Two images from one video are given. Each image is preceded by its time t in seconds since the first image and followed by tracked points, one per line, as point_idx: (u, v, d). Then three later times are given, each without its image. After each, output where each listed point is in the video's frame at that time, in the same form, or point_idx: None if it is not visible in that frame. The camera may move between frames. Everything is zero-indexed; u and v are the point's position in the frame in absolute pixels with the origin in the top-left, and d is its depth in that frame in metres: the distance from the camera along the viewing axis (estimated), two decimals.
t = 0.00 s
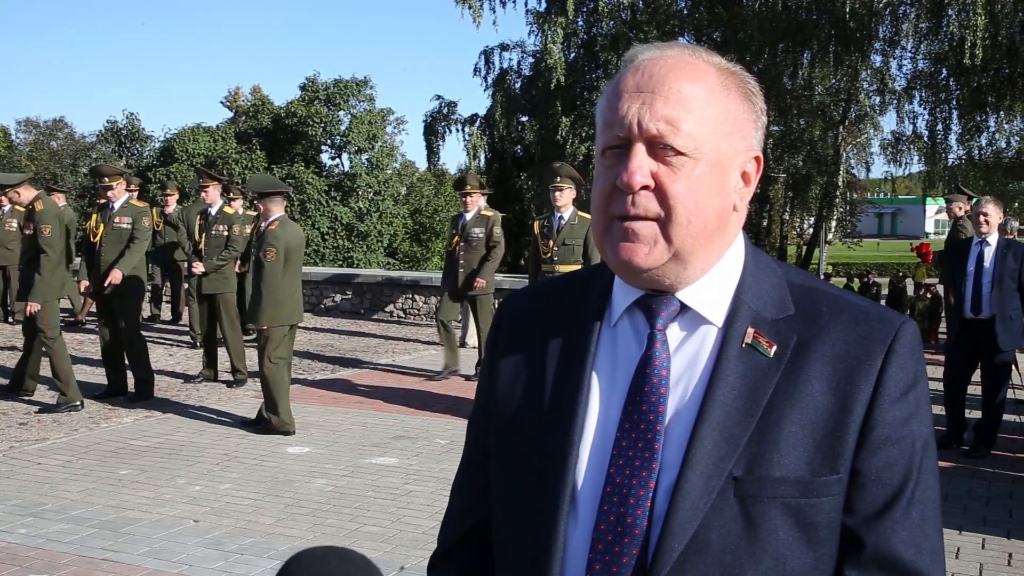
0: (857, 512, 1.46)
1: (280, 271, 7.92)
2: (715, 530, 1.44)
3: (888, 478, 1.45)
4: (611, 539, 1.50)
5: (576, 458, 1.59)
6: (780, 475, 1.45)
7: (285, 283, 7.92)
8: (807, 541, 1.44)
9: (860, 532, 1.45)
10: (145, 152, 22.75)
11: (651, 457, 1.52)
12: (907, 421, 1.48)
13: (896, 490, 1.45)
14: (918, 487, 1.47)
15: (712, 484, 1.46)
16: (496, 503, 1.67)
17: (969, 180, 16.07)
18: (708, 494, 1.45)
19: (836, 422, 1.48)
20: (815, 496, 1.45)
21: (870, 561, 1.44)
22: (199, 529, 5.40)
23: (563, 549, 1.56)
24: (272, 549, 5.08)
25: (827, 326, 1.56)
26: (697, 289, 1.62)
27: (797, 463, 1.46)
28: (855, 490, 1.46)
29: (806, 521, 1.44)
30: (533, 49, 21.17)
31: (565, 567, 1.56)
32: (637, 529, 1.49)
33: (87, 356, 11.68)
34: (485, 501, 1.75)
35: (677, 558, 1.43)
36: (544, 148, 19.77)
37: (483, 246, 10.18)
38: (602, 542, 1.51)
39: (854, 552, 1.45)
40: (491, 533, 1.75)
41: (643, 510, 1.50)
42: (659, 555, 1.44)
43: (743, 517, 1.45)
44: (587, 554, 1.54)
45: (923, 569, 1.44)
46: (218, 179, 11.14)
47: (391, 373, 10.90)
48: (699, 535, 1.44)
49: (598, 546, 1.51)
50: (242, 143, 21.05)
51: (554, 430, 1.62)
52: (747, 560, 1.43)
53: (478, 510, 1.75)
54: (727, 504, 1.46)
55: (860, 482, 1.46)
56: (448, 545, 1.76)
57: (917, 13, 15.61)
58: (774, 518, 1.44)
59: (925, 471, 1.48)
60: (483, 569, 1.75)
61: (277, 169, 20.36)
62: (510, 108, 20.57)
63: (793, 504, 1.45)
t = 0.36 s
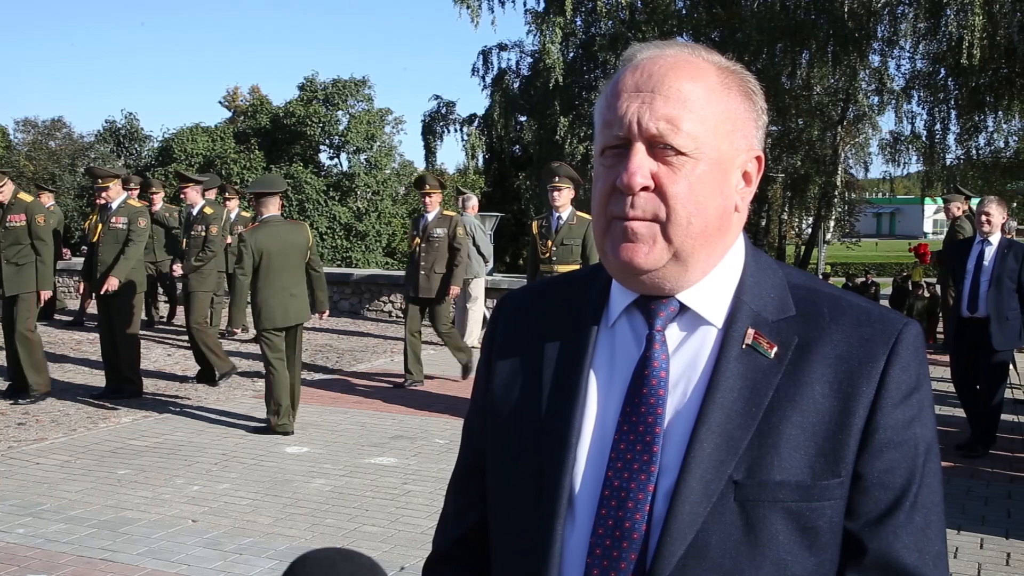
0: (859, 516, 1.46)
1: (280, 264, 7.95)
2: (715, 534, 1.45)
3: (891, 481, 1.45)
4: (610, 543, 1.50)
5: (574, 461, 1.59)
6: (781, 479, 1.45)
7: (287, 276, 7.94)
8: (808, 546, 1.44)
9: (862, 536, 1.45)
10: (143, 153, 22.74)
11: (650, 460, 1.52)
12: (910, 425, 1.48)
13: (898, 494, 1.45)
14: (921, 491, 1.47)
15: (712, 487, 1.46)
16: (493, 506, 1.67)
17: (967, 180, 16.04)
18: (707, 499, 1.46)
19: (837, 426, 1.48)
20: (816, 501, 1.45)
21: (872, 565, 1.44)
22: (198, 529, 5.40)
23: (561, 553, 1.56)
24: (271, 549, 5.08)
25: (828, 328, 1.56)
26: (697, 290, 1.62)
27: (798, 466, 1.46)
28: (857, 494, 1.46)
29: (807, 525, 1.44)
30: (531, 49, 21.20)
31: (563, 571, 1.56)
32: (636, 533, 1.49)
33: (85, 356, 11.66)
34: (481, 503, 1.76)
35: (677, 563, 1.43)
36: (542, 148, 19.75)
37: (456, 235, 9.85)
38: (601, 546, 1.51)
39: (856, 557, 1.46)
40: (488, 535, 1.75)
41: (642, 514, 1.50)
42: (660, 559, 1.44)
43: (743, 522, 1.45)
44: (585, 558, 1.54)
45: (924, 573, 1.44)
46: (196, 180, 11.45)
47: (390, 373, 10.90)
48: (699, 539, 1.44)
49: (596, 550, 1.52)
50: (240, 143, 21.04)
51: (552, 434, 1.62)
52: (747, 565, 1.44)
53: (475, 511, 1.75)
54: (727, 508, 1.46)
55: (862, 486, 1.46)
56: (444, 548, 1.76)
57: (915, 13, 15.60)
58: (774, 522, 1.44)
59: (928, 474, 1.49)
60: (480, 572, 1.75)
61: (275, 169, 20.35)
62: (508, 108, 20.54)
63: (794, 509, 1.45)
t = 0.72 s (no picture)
0: (863, 521, 1.46)
1: (279, 264, 7.93)
2: (717, 539, 1.45)
3: (894, 485, 1.45)
4: (610, 547, 1.50)
5: (574, 465, 1.59)
6: (784, 483, 1.46)
7: (286, 276, 7.94)
8: (811, 551, 1.44)
9: (866, 542, 1.45)
10: (143, 153, 22.74)
11: (651, 464, 1.52)
12: (913, 427, 1.48)
13: (902, 498, 1.45)
14: (925, 495, 1.47)
15: (713, 492, 1.46)
16: (493, 510, 1.67)
17: (966, 180, 16.01)
18: (708, 503, 1.45)
19: (839, 430, 1.48)
20: (819, 505, 1.45)
21: (876, 570, 1.44)
22: (198, 529, 5.40)
23: (561, 558, 1.56)
24: (271, 549, 5.08)
25: (830, 331, 1.56)
26: (697, 291, 1.62)
27: (801, 470, 1.47)
28: (861, 499, 1.46)
29: (810, 530, 1.44)
30: (531, 49, 21.21)
31: None
32: (636, 538, 1.49)
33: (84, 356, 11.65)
34: (481, 507, 1.75)
35: (678, 567, 1.43)
36: (541, 148, 19.75)
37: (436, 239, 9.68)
38: (601, 551, 1.51)
39: (860, 562, 1.45)
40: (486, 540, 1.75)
41: (642, 519, 1.50)
42: (661, 563, 1.44)
43: (745, 527, 1.45)
44: (585, 563, 1.54)
45: None
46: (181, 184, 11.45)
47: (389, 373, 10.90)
48: (700, 544, 1.44)
49: (597, 555, 1.51)
50: (240, 143, 21.03)
51: (552, 438, 1.62)
52: (750, 569, 1.43)
53: (473, 516, 1.75)
54: (729, 513, 1.46)
55: (865, 490, 1.46)
56: (444, 552, 1.76)
57: (915, 13, 15.57)
58: (776, 527, 1.44)
59: (932, 478, 1.48)
60: None
61: (275, 169, 20.37)
62: (507, 108, 20.54)
63: (797, 513, 1.45)
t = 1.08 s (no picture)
0: (863, 521, 1.46)
1: (282, 264, 7.93)
2: (719, 541, 1.45)
3: (895, 485, 1.46)
4: (611, 550, 1.50)
5: (574, 467, 1.59)
6: (785, 484, 1.46)
7: (290, 275, 7.94)
8: (813, 552, 1.44)
9: (866, 543, 1.45)
10: (144, 153, 22.74)
11: (651, 466, 1.53)
12: (914, 428, 1.48)
13: (903, 498, 1.45)
14: (926, 495, 1.46)
15: (715, 493, 1.46)
16: (493, 511, 1.67)
17: (966, 180, 16.04)
18: (709, 505, 1.46)
19: (839, 433, 1.48)
20: (820, 506, 1.45)
21: (877, 571, 1.44)
22: (198, 529, 5.40)
23: (562, 559, 1.56)
24: (271, 549, 5.08)
25: (830, 331, 1.56)
26: (696, 291, 1.62)
27: (801, 471, 1.47)
28: (861, 499, 1.46)
29: (811, 530, 1.44)
30: (531, 50, 21.21)
31: None
32: (637, 541, 1.49)
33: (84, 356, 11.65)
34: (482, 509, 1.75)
35: (680, 567, 1.43)
36: (541, 148, 19.78)
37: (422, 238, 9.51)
38: (602, 553, 1.51)
39: (862, 562, 1.45)
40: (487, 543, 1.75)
41: (643, 520, 1.50)
42: (662, 565, 1.43)
43: (746, 528, 1.45)
44: (586, 565, 1.54)
45: None
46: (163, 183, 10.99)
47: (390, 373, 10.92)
48: (701, 545, 1.44)
49: (597, 557, 1.52)
50: (241, 143, 21.02)
51: (552, 440, 1.62)
52: (752, 569, 1.44)
53: (475, 519, 1.75)
54: (729, 514, 1.46)
55: (865, 491, 1.46)
56: (444, 555, 1.76)
57: (915, 13, 15.55)
58: (778, 527, 1.44)
59: (933, 478, 1.48)
60: None
61: (275, 169, 20.40)
62: (508, 108, 20.56)
63: (798, 515, 1.45)
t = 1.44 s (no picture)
0: (864, 517, 1.46)
1: (287, 263, 7.94)
2: (721, 535, 1.45)
3: (896, 482, 1.46)
4: (615, 545, 1.50)
5: (578, 464, 1.59)
6: (788, 479, 1.46)
7: (296, 275, 7.94)
8: (814, 546, 1.45)
9: (867, 537, 1.45)
10: (143, 153, 22.73)
11: (655, 461, 1.53)
12: (914, 424, 1.49)
13: (904, 495, 1.46)
14: (926, 491, 1.47)
15: (718, 488, 1.46)
16: (497, 508, 1.67)
17: (966, 180, 16.07)
18: (713, 500, 1.46)
19: (841, 429, 1.48)
20: (823, 501, 1.45)
21: (877, 566, 1.44)
22: (199, 530, 5.40)
23: (566, 555, 1.55)
24: (271, 549, 5.08)
25: (832, 329, 1.56)
26: (700, 291, 1.62)
27: (804, 467, 1.47)
28: (862, 495, 1.47)
29: (813, 526, 1.45)
30: (531, 50, 21.20)
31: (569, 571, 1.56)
32: (641, 536, 1.49)
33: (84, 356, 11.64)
34: (485, 506, 1.75)
35: (683, 562, 1.43)
36: (541, 148, 19.79)
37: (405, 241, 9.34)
38: (606, 548, 1.51)
39: (862, 557, 1.46)
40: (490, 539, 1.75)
41: (647, 515, 1.50)
42: (666, 560, 1.43)
43: (749, 522, 1.45)
44: (590, 560, 1.54)
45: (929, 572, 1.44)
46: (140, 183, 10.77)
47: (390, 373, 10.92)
48: (705, 540, 1.44)
49: (602, 552, 1.51)
50: (240, 143, 21.00)
51: (557, 437, 1.61)
52: (754, 565, 1.43)
53: (478, 515, 1.75)
54: (733, 509, 1.46)
55: (866, 487, 1.46)
56: (446, 553, 1.75)
57: (915, 13, 15.55)
58: (780, 522, 1.44)
59: (932, 475, 1.49)
60: None
61: (275, 170, 20.42)
62: (508, 108, 20.58)
63: (801, 510, 1.45)
